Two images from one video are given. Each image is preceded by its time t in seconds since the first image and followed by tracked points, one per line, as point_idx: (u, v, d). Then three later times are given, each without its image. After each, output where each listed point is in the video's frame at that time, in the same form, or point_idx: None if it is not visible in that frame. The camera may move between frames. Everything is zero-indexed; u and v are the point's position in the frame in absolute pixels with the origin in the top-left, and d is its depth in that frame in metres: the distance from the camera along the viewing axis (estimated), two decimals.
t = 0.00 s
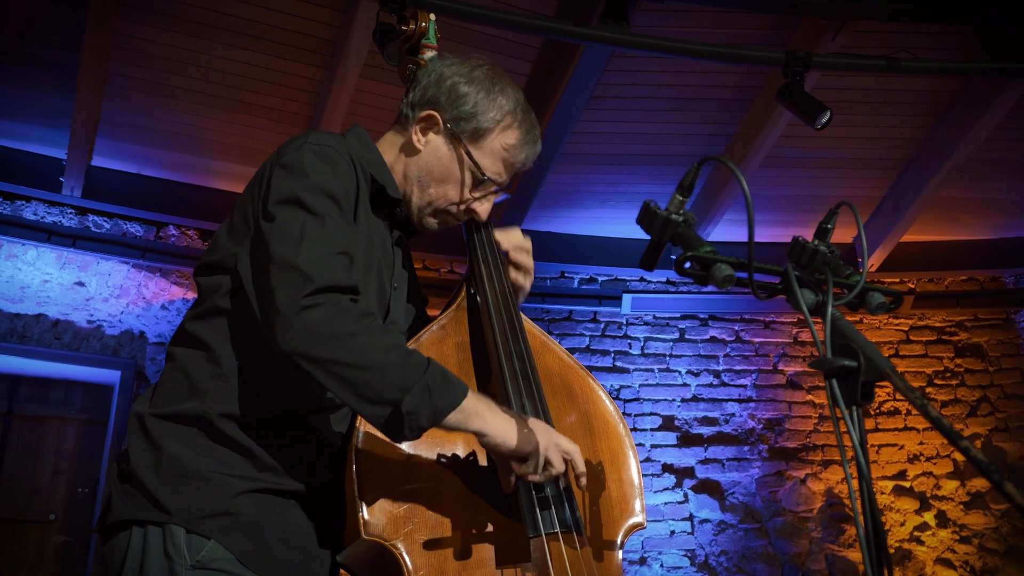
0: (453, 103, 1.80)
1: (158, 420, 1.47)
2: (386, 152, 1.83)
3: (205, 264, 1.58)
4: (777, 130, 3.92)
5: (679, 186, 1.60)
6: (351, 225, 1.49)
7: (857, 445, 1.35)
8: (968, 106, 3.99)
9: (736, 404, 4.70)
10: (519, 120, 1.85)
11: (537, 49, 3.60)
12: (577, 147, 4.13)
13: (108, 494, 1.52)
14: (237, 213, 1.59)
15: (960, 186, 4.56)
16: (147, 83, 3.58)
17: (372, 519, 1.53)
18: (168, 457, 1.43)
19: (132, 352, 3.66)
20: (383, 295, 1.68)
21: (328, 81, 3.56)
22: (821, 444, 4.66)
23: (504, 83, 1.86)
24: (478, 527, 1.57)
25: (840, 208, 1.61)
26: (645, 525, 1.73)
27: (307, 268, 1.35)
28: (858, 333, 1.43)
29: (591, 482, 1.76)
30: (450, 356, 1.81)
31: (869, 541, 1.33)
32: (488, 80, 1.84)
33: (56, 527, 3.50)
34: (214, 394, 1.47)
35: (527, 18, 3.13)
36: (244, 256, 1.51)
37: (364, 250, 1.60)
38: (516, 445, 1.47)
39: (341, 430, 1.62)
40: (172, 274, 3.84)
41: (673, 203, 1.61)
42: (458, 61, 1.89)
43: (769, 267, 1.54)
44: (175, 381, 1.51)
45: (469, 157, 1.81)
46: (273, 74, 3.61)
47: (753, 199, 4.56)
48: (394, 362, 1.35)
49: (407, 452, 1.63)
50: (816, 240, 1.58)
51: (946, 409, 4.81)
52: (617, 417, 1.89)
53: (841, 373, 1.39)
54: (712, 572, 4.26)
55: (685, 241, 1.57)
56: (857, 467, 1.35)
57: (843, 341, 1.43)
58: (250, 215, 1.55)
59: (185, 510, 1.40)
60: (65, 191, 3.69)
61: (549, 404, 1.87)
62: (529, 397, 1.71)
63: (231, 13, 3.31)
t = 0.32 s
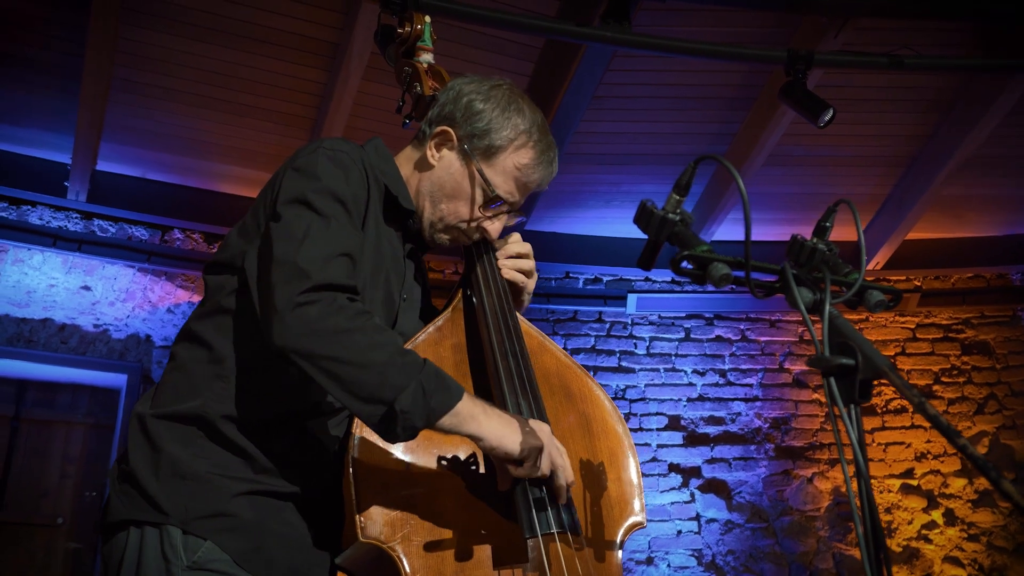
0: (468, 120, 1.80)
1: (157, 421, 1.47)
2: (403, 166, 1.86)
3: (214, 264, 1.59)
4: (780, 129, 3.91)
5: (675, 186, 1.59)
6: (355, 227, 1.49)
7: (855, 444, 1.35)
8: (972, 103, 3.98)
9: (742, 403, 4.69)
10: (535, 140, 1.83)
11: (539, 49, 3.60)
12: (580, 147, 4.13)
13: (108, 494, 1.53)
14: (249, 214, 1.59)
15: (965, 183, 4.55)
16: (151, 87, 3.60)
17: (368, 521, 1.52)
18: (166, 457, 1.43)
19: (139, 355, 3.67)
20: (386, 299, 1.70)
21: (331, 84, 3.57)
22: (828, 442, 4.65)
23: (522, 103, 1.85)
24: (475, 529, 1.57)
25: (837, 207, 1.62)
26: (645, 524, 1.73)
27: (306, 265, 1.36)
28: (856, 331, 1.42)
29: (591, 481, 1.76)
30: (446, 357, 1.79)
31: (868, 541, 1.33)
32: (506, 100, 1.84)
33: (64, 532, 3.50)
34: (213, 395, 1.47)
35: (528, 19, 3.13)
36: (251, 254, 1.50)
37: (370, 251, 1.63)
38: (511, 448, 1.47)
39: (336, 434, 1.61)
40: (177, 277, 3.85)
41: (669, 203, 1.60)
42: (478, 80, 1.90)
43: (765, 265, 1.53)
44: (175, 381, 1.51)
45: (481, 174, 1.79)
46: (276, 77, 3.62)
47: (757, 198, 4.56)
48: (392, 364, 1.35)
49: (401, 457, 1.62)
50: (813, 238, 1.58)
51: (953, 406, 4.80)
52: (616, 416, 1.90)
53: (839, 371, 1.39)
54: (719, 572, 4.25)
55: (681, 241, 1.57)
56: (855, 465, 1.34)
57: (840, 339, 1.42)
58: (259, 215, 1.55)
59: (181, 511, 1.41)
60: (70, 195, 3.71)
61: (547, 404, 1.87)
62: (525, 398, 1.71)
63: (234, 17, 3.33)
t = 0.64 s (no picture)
0: (468, 119, 1.80)
1: (150, 417, 1.47)
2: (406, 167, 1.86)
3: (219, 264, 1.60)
4: (785, 126, 3.90)
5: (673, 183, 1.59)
6: (357, 227, 1.49)
7: (853, 443, 1.34)
8: (978, 100, 3.97)
9: (748, 402, 4.68)
10: (536, 137, 1.81)
11: (542, 48, 3.61)
12: (586, 146, 4.12)
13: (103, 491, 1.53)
14: (251, 216, 1.60)
15: (971, 180, 4.53)
16: (156, 88, 3.61)
17: (369, 520, 1.53)
18: (156, 454, 1.43)
19: (146, 355, 3.69)
20: (386, 296, 1.69)
21: (336, 84, 3.58)
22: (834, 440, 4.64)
23: (522, 100, 1.84)
24: (473, 527, 1.57)
25: (837, 203, 1.61)
26: (646, 521, 1.75)
27: (305, 266, 1.36)
28: (853, 329, 1.42)
29: (592, 479, 1.78)
30: (446, 356, 1.80)
31: (866, 540, 1.33)
32: (505, 97, 1.83)
33: (72, 531, 3.51)
34: (205, 392, 1.47)
35: (531, 18, 3.12)
36: (252, 254, 1.50)
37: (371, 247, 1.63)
38: (513, 453, 1.48)
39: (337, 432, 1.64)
40: (184, 277, 3.86)
41: (667, 200, 1.60)
42: (479, 80, 1.89)
43: (764, 263, 1.52)
44: (169, 379, 1.51)
45: (482, 173, 1.79)
46: (281, 77, 3.63)
47: (763, 195, 4.54)
48: (390, 365, 1.35)
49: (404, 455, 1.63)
50: (812, 235, 1.57)
51: (961, 404, 4.78)
52: (616, 412, 1.90)
53: (837, 369, 1.38)
54: (726, 571, 4.25)
55: (679, 238, 1.57)
56: (854, 465, 1.34)
57: (839, 337, 1.42)
58: (262, 217, 1.56)
59: (171, 508, 1.41)
60: (77, 196, 3.72)
61: (548, 403, 1.87)
62: (527, 397, 1.72)
63: (238, 17, 3.34)
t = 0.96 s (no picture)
0: (483, 125, 1.77)
1: (148, 413, 1.47)
2: (416, 169, 1.84)
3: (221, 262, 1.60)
4: (792, 124, 3.88)
5: (672, 180, 1.58)
6: (353, 228, 1.48)
7: (850, 439, 1.34)
8: (986, 97, 3.95)
9: (755, 400, 4.67)
10: (551, 147, 1.77)
11: (547, 46, 3.60)
12: (591, 145, 4.12)
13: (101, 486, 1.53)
14: (253, 217, 1.60)
15: (979, 178, 4.50)
16: (163, 86, 3.62)
17: (366, 518, 1.53)
18: (154, 450, 1.43)
19: (153, 353, 3.71)
20: (387, 292, 1.70)
21: (341, 82, 3.59)
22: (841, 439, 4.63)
23: (539, 109, 1.81)
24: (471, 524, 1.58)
25: (836, 199, 1.60)
26: (647, 518, 1.77)
27: (292, 271, 1.35)
28: (852, 326, 1.42)
29: (594, 476, 1.79)
30: (445, 353, 1.80)
31: (863, 537, 1.32)
32: (522, 105, 1.79)
33: (80, 528, 3.54)
34: (200, 390, 1.46)
35: (537, 16, 3.11)
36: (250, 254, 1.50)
37: (371, 247, 1.63)
38: (506, 445, 1.48)
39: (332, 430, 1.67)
40: (191, 275, 3.87)
41: (666, 198, 1.60)
42: (495, 85, 1.86)
43: (762, 260, 1.50)
44: (166, 376, 1.51)
45: (495, 181, 1.75)
46: (287, 75, 3.64)
47: (769, 193, 4.53)
48: (381, 366, 1.36)
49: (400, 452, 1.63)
50: (812, 233, 1.57)
51: (968, 404, 4.76)
52: (617, 409, 1.91)
53: (834, 366, 1.38)
54: (731, 570, 4.25)
55: (677, 235, 1.56)
56: (850, 461, 1.33)
57: (837, 334, 1.42)
58: (262, 218, 1.56)
59: (167, 503, 1.40)
60: (84, 194, 3.74)
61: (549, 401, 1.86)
62: (524, 394, 1.72)
63: (245, 16, 3.35)
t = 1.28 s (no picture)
0: (495, 141, 1.71)
1: (145, 411, 1.48)
2: (425, 176, 1.79)
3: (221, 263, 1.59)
4: (796, 122, 3.87)
5: (667, 178, 1.59)
6: (352, 239, 1.47)
7: (844, 438, 1.34)
8: (991, 96, 3.95)
9: (758, 399, 4.67)
10: (564, 169, 1.71)
11: (551, 44, 3.60)
12: (596, 143, 4.12)
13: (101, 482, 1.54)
14: (256, 220, 1.59)
15: (984, 177, 4.49)
16: (167, 84, 3.62)
17: (366, 515, 1.54)
18: (151, 447, 1.43)
19: (157, 350, 3.73)
20: (391, 293, 1.70)
21: (345, 80, 3.59)
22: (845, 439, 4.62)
23: (557, 128, 1.74)
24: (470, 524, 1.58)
25: (833, 200, 1.61)
26: (643, 518, 1.76)
27: (283, 287, 1.33)
28: (846, 324, 1.41)
29: (590, 476, 1.79)
30: (445, 352, 1.80)
31: (857, 537, 1.32)
32: (538, 122, 1.73)
33: (84, 523, 3.55)
34: (195, 389, 1.46)
35: (540, 14, 3.11)
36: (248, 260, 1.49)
37: (376, 248, 1.64)
38: (505, 444, 1.50)
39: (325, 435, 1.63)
40: (195, 272, 3.88)
41: (661, 196, 1.60)
42: (513, 98, 1.79)
43: (756, 259, 1.50)
44: (163, 375, 1.51)
45: (502, 200, 1.70)
46: (291, 74, 3.64)
47: (773, 192, 4.53)
48: (373, 380, 1.36)
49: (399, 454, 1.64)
50: (810, 232, 1.58)
51: (972, 404, 4.76)
52: (615, 411, 1.92)
53: (829, 365, 1.38)
54: (734, 569, 4.25)
55: (673, 233, 1.55)
56: (844, 461, 1.33)
57: (830, 333, 1.42)
58: (263, 224, 1.55)
59: (161, 500, 1.41)
60: (88, 191, 3.74)
61: (546, 401, 1.87)
62: (523, 392, 1.73)
63: (250, 14, 3.36)
